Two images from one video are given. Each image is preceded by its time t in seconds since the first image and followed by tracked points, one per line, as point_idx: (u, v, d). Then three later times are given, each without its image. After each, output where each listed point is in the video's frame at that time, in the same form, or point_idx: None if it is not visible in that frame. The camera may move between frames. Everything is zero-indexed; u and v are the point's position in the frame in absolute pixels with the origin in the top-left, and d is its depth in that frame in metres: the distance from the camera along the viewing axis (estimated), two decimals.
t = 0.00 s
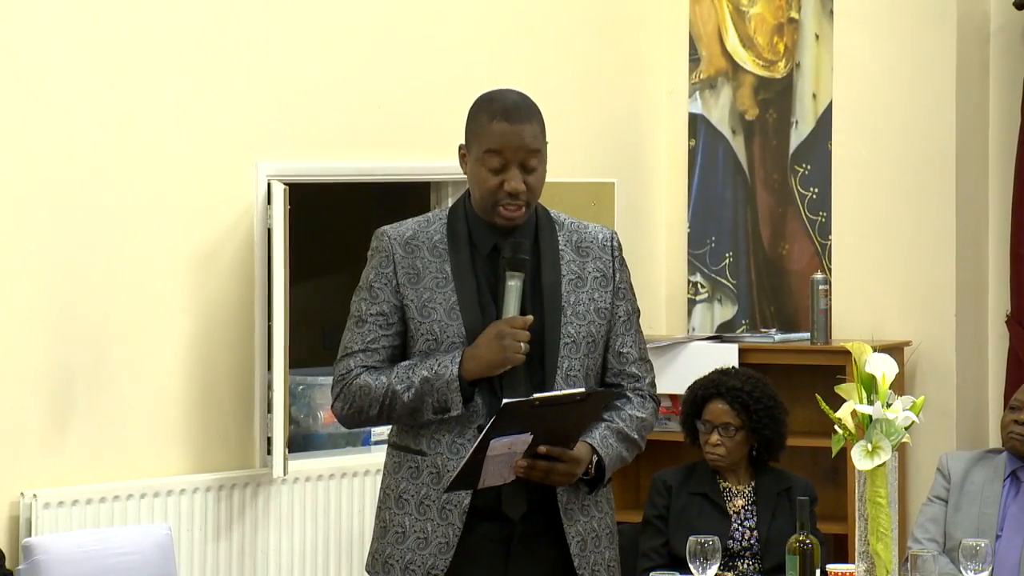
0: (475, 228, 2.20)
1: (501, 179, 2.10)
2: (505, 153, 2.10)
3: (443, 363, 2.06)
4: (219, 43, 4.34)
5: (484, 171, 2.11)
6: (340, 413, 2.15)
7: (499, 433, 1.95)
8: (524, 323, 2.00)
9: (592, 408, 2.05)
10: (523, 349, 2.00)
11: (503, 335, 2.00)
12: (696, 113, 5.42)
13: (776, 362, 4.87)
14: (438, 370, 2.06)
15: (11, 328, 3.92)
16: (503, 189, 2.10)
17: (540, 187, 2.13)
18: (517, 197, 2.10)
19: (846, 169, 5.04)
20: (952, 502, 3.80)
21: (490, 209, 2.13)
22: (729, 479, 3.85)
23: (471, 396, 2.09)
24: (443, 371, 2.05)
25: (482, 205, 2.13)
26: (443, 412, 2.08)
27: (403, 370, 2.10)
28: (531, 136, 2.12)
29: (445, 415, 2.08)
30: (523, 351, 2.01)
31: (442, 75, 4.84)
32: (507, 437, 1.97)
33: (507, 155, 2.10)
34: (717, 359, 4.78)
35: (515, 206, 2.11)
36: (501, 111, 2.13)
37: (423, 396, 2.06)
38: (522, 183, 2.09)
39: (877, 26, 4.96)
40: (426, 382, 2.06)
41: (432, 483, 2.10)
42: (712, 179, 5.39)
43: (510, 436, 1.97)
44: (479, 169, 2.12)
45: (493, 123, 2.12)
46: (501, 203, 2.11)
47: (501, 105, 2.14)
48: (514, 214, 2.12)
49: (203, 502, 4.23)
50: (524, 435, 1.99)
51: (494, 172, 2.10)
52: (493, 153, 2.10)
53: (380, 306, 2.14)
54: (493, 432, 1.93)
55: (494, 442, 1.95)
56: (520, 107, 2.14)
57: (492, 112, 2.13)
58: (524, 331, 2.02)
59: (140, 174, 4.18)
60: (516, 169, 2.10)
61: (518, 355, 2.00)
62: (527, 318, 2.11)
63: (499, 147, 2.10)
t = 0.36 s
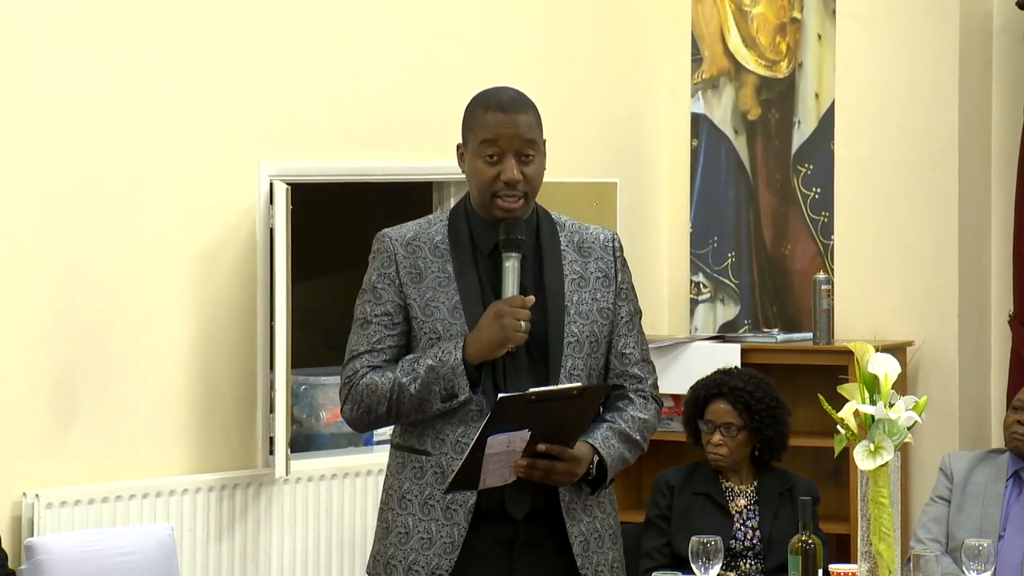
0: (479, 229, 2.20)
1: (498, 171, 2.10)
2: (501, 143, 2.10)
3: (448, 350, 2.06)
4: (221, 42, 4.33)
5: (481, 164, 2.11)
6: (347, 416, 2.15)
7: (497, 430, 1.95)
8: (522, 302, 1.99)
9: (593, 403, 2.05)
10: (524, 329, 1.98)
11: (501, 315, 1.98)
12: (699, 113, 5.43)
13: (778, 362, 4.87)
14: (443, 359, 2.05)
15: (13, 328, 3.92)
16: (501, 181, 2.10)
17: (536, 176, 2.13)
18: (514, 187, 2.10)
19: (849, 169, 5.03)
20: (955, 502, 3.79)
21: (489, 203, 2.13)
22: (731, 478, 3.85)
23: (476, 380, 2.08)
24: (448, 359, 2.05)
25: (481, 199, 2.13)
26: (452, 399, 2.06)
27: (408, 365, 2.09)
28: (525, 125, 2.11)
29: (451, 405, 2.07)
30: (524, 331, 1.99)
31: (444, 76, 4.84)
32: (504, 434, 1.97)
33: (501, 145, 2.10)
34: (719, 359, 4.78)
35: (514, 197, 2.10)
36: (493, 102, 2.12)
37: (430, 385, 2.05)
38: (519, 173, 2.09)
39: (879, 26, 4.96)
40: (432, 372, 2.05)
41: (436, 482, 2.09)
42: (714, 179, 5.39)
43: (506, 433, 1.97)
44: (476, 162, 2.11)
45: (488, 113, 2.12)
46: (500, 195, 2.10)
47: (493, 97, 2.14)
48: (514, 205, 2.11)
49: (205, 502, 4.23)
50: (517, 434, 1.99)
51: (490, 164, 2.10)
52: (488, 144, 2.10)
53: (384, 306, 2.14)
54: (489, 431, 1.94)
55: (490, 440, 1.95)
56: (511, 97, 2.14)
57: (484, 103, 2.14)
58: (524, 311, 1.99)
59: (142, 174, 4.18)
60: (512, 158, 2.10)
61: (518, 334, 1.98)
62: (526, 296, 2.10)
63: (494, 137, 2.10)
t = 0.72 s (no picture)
0: (479, 232, 2.20)
1: (493, 167, 2.09)
2: (495, 139, 2.09)
3: (445, 348, 2.06)
4: (221, 43, 4.33)
5: (477, 161, 2.10)
6: (348, 419, 2.14)
7: (497, 432, 1.94)
8: (517, 296, 1.98)
9: (592, 406, 2.04)
10: (519, 322, 1.97)
11: (495, 310, 1.98)
12: (699, 113, 5.43)
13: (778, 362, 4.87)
14: (440, 357, 2.05)
15: (13, 328, 3.92)
16: (496, 177, 2.09)
17: (533, 173, 2.12)
18: (509, 183, 2.09)
19: (849, 169, 5.03)
20: (955, 502, 3.80)
21: (485, 199, 2.12)
22: (731, 478, 3.85)
23: (475, 378, 2.07)
24: (445, 357, 2.04)
25: (477, 195, 2.13)
26: (451, 397, 2.05)
27: (407, 365, 2.09)
28: (520, 122, 2.11)
29: (450, 404, 2.06)
30: (519, 327, 1.98)
31: (444, 75, 4.84)
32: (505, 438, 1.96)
33: (496, 141, 2.09)
34: (719, 359, 4.78)
35: (508, 192, 2.09)
36: (489, 100, 2.13)
37: (429, 383, 2.04)
38: (513, 169, 2.09)
39: (879, 26, 4.96)
40: (430, 371, 2.05)
41: (436, 484, 2.09)
42: (714, 179, 5.39)
43: (505, 437, 1.96)
44: (471, 158, 2.11)
45: (483, 112, 2.12)
46: (495, 191, 2.10)
47: (490, 96, 2.14)
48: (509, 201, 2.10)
49: (205, 502, 4.23)
50: (520, 435, 1.98)
51: (486, 160, 2.10)
52: (483, 140, 2.10)
53: (384, 308, 2.14)
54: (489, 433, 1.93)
55: (490, 442, 1.94)
56: (507, 96, 2.14)
57: (481, 102, 2.14)
58: (519, 307, 1.98)
59: (142, 174, 4.18)
60: (507, 154, 2.09)
61: (513, 328, 1.97)
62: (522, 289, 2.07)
63: (489, 134, 2.10)
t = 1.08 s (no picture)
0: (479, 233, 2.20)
1: (480, 164, 2.09)
2: (483, 137, 2.09)
3: (436, 348, 2.05)
4: (219, 42, 4.33)
5: (467, 158, 2.11)
6: (348, 419, 2.15)
7: (482, 429, 1.95)
8: (506, 297, 1.97)
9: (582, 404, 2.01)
10: (508, 322, 1.97)
11: (483, 310, 1.97)
12: (698, 113, 5.43)
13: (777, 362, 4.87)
14: (431, 356, 2.04)
15: (13, 328, 3.92)
16: (482, 174, 2.09)
17: (522, 172, 2.11)
18: (495, 181, 2.09)
19: (847, 169, 5.03)
20: (953, 502, 3.80)
21: (474, 197, 2.12)
22: (730, 477, 3.85)
23: (466, 378, 2.06)
24: (436, 356, 2.03)
25: (468, 193, 2.13)
26: (442, 398, 2.04)
27: (402, 364, 2.08)
28: (511, 119, 2.10)
29: (443, 403, 2.05)
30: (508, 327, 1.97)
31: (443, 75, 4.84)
32: (491, 435, 1.97)
33: (484, 139, 2.09)
34: (718, 359, 4.78)
35: (494, 191, 2.09)
36: (484, 98, 2.13)
37: (421, 382, 2.04)
38: (500, 166, 2.08)
39: (878, 26, 4.96)
40: (422, 370, 2.04)
41: (430, 483, 2.08)
42: (713, 179, 5.40)
43: (490, 433, 1.97)
44: (463, 156, 2.12)
45: (476, 109, 2.12)
46: (481, 189, 2.10)
47: (486, 95, 2.14)
48: (495, 199, 2.10)
49: (204, 502, 4.23)
50: (507, 433, 1.98)
51: (475, 158, 2.10)
52: (473, 137, 2.10)
53: (382, 308, 2.14)
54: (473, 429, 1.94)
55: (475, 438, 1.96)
56: (503, 94, 2.13)
57: (477, 100, 2.14)
58: (507, 307, 1.97)
59: (141, 175, 4.18)
60: (495, 152, 2.09)
61: (502, 328, 1.96)
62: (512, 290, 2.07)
63: (478, 131, 2.10)
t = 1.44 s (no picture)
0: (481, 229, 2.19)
1: (472, 161, 2.09)
2: (475, 134, 2.09)
3: (426, 346, 2.04)
4: (220, 43, 4.33)
5: (463, 156, 2.11)
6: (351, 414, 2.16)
7: (459, 428, 1.93)
8: (491, 296, 1.94)
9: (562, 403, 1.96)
10: (492, 322, 1.94)
11: (468, 311, 1.95)
12: (699, 113, 5.43)
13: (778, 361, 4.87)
14: (420, 354, 2.03)
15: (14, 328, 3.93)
16: (473, 171, 2.08)
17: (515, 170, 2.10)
18: (485, 178, 2.08)
19: (848, 169, 5.03)
20: (954, 502, 3.81)
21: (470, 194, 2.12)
22: (730, 478, 3.85)
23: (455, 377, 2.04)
24: (423, 354, 2.03)
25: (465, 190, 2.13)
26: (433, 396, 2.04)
27: (397, 361, 2.08)
28: (505, 117, 2.09)
29: (435, 401, 2.05)
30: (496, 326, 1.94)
31: (443, 75, 4.84)
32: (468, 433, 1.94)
33: (477, 136, 2.09)
34: (719, 359, 4.78)
35: (485, 188, 2.08)
36: (484, 97, 2.12)
37: (411, 380, 2.04)
38: (490, 163, 2.07)
39: (879, 26, 4.96)
40: (412, 367, 2.04)
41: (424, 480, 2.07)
42: (713, 179, 5.40)
43: (466, 432, 1.94)
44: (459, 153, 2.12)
45: (472, 108, 2.12)
46: (474, 186, 2.09)
47: (486, 93, 2.13)
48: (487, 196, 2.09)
49: (205, 502, 4.23)
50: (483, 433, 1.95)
51: (468, 155, 2.10)
52: (466, 135, 2.10)
53: (383, 304, 2.15)
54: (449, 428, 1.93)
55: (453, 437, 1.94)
56: (502, 93, 2.13)
57: (477, 99, 2.13)
58: (493, 305, 1.95)
59: (142, 176, 4.18)
60: (485, 149, 2.08)
61: (488, 328, 1.94)
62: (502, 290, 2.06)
63: (471, 128, 2.09)
